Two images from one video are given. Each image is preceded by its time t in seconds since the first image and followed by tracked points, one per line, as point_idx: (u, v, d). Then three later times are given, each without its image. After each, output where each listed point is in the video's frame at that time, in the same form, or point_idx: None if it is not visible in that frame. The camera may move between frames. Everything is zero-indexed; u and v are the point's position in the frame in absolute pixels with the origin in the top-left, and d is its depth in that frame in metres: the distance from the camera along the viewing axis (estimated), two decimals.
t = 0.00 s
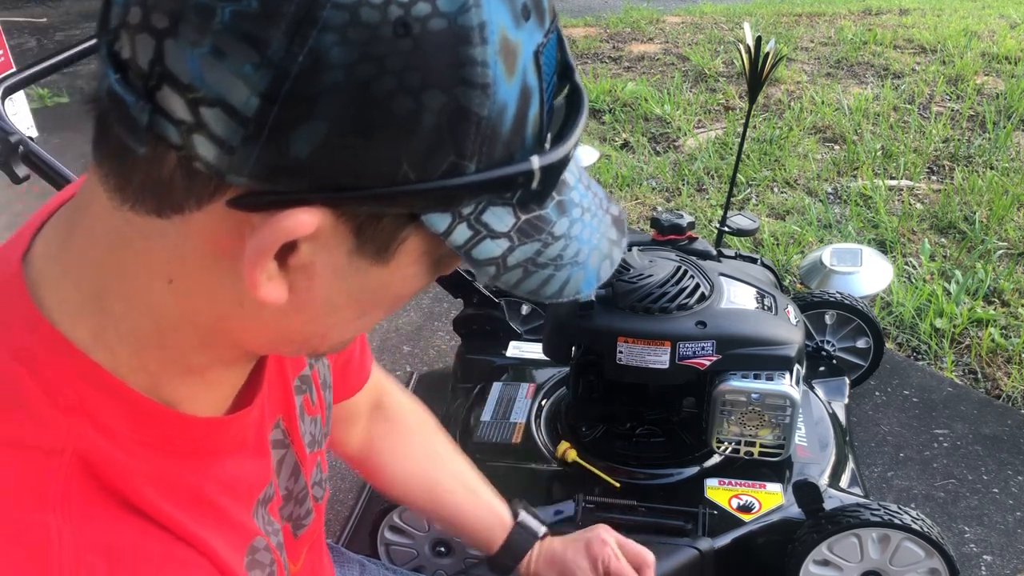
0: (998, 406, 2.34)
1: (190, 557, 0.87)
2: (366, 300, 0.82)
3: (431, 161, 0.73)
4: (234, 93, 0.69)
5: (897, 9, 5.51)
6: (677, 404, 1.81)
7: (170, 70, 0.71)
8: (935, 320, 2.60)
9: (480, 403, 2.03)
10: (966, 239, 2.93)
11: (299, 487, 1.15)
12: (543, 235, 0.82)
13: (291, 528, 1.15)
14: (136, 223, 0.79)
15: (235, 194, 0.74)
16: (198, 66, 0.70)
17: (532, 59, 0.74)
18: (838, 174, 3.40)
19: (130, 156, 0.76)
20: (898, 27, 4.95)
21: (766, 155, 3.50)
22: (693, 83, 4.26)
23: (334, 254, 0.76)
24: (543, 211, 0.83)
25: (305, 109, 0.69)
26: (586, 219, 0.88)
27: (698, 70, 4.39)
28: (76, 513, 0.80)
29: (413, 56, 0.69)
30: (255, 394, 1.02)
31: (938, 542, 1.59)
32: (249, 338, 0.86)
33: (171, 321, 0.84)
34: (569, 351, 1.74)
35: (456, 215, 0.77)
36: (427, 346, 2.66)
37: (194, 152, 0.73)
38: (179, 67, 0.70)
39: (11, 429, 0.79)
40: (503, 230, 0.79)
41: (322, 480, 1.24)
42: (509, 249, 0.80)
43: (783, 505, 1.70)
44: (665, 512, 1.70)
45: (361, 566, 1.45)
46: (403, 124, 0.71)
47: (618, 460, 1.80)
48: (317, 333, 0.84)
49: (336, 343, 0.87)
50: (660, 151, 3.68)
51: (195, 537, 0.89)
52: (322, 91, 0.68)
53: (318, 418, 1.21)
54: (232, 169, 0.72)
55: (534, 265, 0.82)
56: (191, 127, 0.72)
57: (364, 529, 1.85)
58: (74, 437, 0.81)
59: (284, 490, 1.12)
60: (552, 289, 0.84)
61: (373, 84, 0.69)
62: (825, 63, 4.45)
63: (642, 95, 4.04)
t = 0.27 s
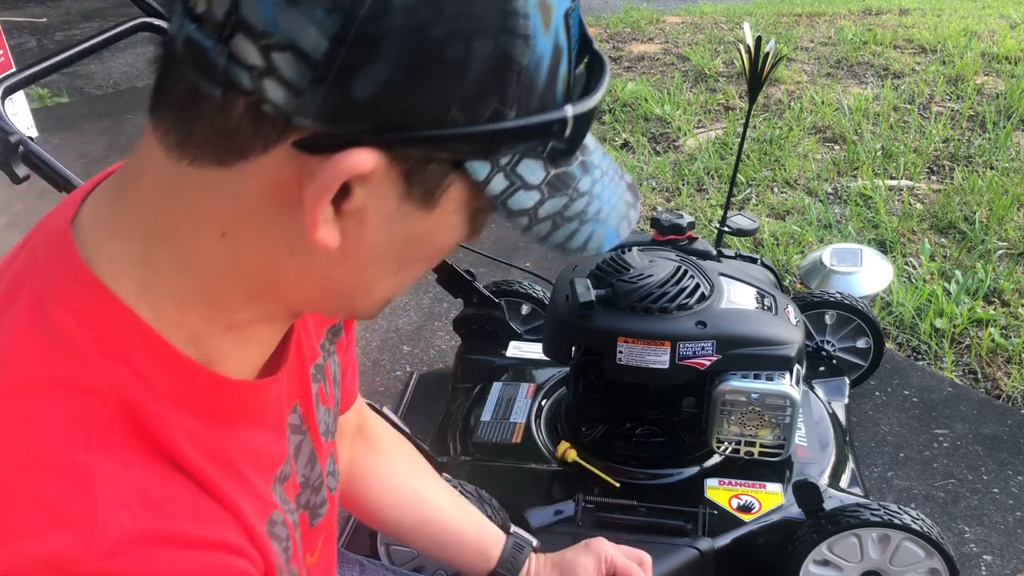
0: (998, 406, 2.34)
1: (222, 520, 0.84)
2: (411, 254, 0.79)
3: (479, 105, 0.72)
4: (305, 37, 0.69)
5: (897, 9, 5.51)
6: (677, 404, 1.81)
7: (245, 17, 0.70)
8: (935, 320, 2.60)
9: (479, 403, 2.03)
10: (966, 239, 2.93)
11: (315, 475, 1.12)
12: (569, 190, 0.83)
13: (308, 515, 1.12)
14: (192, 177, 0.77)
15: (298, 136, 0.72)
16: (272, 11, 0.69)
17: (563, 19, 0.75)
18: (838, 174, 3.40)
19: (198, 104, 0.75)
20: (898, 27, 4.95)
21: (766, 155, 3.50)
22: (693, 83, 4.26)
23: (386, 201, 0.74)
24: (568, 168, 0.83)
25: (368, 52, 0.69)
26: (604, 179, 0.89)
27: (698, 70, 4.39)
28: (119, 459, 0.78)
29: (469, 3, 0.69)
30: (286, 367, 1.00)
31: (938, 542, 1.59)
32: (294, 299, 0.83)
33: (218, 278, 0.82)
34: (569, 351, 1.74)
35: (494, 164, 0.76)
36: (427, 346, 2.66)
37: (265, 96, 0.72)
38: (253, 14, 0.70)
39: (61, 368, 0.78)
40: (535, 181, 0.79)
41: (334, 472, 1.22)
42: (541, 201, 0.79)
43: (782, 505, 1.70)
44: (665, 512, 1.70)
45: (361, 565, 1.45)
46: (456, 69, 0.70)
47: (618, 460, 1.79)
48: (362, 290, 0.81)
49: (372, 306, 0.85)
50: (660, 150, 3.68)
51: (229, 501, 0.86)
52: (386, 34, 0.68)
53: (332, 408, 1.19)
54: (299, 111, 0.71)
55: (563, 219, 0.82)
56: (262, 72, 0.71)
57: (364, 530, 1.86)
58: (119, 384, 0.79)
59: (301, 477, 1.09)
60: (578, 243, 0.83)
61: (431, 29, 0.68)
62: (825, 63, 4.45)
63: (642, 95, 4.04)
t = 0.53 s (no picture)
0: (998, 406, 2.34)
1: (255, 472, 0.83)
2: (445, 214, 0.81)
3: (516, 63, 0.75)
4: None
5: (898, 9, 5.50)
6: (677, 404, 1.81)
7: None
8: (935, 320, 2.60)
9: (479, 403, 2.03)
10: (966, 239, 2.93)
11: (332, 456, 1.08)
12: (595, 155, 0.86)
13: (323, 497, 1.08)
14: (246, 132, 0.79)
15: (351, 90, 0.74)
16: None
17: None
18: (838, 173, 3.40)
19: (256, 61, 0.76)
20: (898, 27, 4.95)
21: (766, 155, 3.51)
22: (693, 83, 4.26)
23: (427, 156, 0.76)
24: (594, 133, 0.87)
25: (415, 9, 0.72)
26: (627, 146, 0.92)
27: (698, 70, 4.39)
28: (162, 394, 0.77)
29: None
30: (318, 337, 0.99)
31: (938, 542, 1.59)
32: (335, 255, 0.85)
33: (263, 232, 0.83)
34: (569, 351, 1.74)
35: (528, 124, 0.79)
36: (427, 346, 2.66)
37: (321, 51, 0.73)
38: None
39: (108, 307, 0.78)
40: (564, 144, 0.82)
41: (350, 456, 1.21)
42: (568, 163, 0.83)
43: (782, 505, 1.70)
44: (665, 512, 1.70)
45: (364, 563, 1.46)
46: (495, 27, 0.73)
47: (618, 460, 1.79)
48: (399, 248, 0.82)
49: (409, 265, 0.85)
50: (660, 150, 3.68)
51: (264, 453, 0.85)
52: None
53: (349, 393, 1.18)
54: (353, 66, 0.73)
55: (588, 181, 0.85)
56: (319, 28, 0.73)
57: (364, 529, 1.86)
58: (163, 325, 0.79)
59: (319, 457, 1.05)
60: (602, 205, 0.87)
61: None
62: (825, 63, 4.45)
63: (643, 95, 4.05)
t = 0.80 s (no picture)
0: (998, 406, 2.34)
1: (282, 428, 0.85)
2: (471, 179, 0.83)
3: (543, 30, 0.80)
4: None
5: (898, 9, 5.50)
6: (678, 404, 1.81)
7: None
8: (935, 320, 2.60)
9: (479, 403, 2.03)
10: (966, 239, 2.93)
11: (342, 439, 1.08)
12: (616, 128, 0.88)
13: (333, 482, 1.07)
14: (290, 101, 0.81)
15: (392, 51, 0.77)
16: None
17: None
18: (838, 173, 3.40)
19: (301, 25, 0.79)
20: (898, 28, 4.95)
21: (766, 155, 3.51)
22: (693, 83, 4.26)
23: (459, 118, 0.79)
24: (614, 108, 0.89)
25: None
26: (646, 124, 0.95)
27: (698, 70, 4.39)
28: (200, 345, 0.79)
29: None
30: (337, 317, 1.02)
31: (938, 542, 1.59)
32: (365, 221, 0.87)
33: (297, 197, 0.84)
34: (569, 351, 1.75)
35: (553, 91, 0.82)
36: (427, 346, 2.66)
37: (364, 13, 0.77)
38: None
39: (149, 259, 0.80)
40: (586, 114, 0.85)
41: (359, 443, 1.19)
42: (590, 133, 0.86)
43: (783, 505, 1.69)
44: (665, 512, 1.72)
45: (365, 561, 1.45)
46: None
47: (618, 460, 1.79)
48: (427, 211, 0.85)
49: (436, 236, 0.88)
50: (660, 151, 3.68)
51: (289, 410, 0.87)
52: None
53: (362, 379, 1.17)
54: (394, 27, 0.77)
55: (609, 152, 0.88)
56: None
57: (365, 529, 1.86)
58: (203, 279, 0.81)
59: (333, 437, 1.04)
60: (622, 176, 0.89)
61: None
62: (825, 63, 4.45)
63: (643, 95, 4.05)
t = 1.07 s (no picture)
0: (998, 406, 2.34)
1: (304, 407, 0.87)
2: (480, 151, 0.84)
3: None
4: None
5: (897, 9, 5.51)
6: (678, 404, 1.82)
7: None
8: (935, 320, 2.60)
9: (480, 403, 2.03)
10: (966, 239, 2.93)
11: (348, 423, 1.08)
12: (620, 102, 0.89)
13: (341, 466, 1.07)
14: (300, 76, 0.83)
15: (396, 21, 0.78)
16: None
17: None
18: (838, 173, 3.41)
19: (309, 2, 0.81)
20: (898, 27, 4.95)
21: (766, 155, 3.51)
22: (693, 83, 4.26)
23: (465, 88, 0.80)
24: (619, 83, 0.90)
25: None
26: (651, 103, 0.96)
27: (698, 70, 4.39)
28: (226, 322, 0.81)
29: None
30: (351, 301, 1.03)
31: (938, 542, 1.59)
32: (378, 197, 0.88)
33: (312, 174, 0.86)
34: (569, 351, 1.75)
35: (556, 62, 0.83)
36: (427, 346, 2.66)
37: None
38: None
39: (174, 236, 0.81)
40: (589, 87, 0.86)
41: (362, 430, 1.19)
42: (594, 106, 0.87)
43: (783, 505, 1.69)
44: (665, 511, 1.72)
45: (367, 560, 1.45)
46: None
47: (618, 460, 1.79)
48: (438, 184, 0.86)
49: (445, 210, 0.90)
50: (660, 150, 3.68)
51: (309, 386, 0.88)
52: None
53: (367, 366, 1.18)
54: None
55: (613, 125, 0.88)
56: None
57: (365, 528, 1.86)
58: (228, 257, 0.82)
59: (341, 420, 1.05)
60: (628, 150, 0.89)
61: None
62: (825, 63, 4.45)
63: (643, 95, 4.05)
